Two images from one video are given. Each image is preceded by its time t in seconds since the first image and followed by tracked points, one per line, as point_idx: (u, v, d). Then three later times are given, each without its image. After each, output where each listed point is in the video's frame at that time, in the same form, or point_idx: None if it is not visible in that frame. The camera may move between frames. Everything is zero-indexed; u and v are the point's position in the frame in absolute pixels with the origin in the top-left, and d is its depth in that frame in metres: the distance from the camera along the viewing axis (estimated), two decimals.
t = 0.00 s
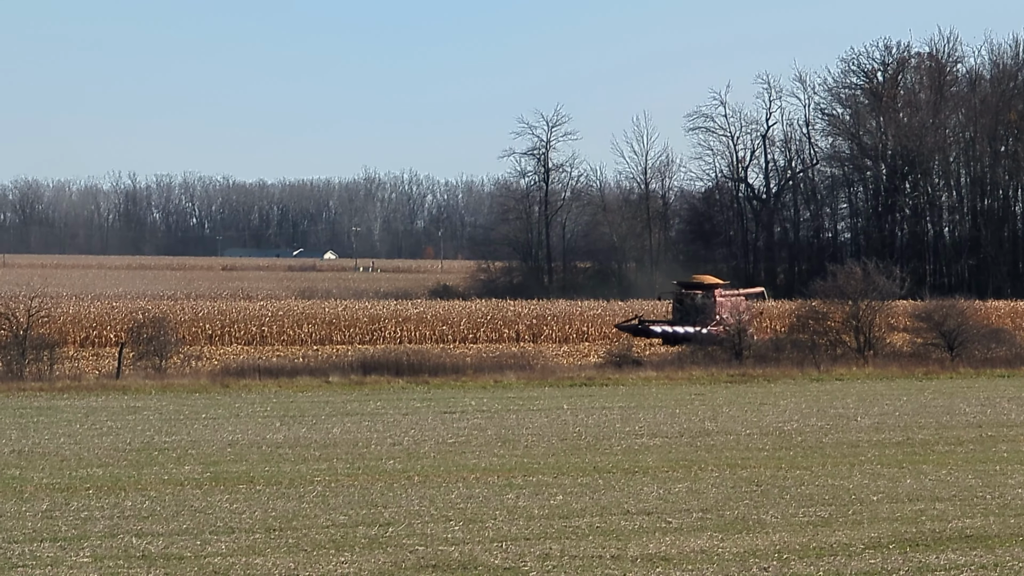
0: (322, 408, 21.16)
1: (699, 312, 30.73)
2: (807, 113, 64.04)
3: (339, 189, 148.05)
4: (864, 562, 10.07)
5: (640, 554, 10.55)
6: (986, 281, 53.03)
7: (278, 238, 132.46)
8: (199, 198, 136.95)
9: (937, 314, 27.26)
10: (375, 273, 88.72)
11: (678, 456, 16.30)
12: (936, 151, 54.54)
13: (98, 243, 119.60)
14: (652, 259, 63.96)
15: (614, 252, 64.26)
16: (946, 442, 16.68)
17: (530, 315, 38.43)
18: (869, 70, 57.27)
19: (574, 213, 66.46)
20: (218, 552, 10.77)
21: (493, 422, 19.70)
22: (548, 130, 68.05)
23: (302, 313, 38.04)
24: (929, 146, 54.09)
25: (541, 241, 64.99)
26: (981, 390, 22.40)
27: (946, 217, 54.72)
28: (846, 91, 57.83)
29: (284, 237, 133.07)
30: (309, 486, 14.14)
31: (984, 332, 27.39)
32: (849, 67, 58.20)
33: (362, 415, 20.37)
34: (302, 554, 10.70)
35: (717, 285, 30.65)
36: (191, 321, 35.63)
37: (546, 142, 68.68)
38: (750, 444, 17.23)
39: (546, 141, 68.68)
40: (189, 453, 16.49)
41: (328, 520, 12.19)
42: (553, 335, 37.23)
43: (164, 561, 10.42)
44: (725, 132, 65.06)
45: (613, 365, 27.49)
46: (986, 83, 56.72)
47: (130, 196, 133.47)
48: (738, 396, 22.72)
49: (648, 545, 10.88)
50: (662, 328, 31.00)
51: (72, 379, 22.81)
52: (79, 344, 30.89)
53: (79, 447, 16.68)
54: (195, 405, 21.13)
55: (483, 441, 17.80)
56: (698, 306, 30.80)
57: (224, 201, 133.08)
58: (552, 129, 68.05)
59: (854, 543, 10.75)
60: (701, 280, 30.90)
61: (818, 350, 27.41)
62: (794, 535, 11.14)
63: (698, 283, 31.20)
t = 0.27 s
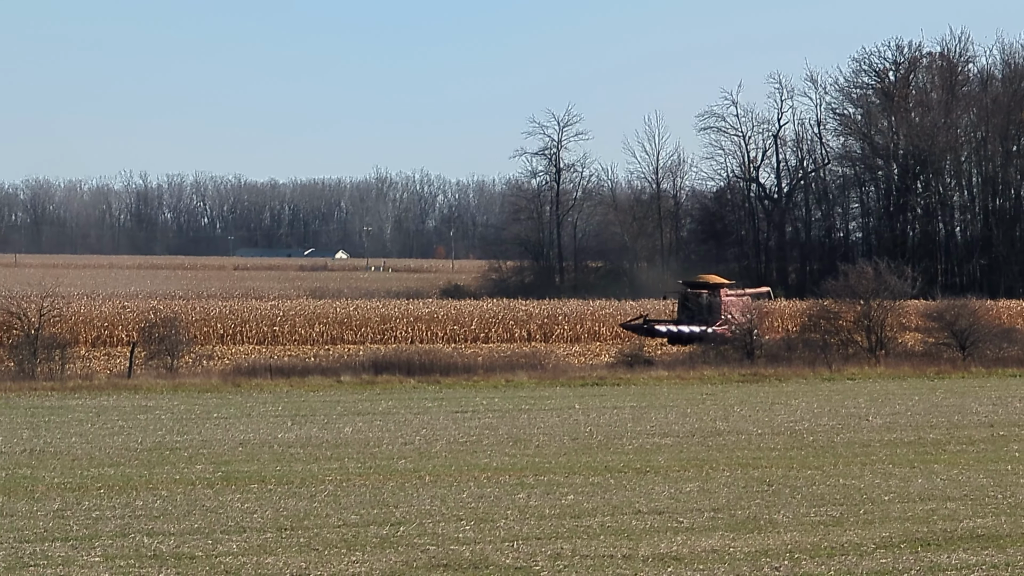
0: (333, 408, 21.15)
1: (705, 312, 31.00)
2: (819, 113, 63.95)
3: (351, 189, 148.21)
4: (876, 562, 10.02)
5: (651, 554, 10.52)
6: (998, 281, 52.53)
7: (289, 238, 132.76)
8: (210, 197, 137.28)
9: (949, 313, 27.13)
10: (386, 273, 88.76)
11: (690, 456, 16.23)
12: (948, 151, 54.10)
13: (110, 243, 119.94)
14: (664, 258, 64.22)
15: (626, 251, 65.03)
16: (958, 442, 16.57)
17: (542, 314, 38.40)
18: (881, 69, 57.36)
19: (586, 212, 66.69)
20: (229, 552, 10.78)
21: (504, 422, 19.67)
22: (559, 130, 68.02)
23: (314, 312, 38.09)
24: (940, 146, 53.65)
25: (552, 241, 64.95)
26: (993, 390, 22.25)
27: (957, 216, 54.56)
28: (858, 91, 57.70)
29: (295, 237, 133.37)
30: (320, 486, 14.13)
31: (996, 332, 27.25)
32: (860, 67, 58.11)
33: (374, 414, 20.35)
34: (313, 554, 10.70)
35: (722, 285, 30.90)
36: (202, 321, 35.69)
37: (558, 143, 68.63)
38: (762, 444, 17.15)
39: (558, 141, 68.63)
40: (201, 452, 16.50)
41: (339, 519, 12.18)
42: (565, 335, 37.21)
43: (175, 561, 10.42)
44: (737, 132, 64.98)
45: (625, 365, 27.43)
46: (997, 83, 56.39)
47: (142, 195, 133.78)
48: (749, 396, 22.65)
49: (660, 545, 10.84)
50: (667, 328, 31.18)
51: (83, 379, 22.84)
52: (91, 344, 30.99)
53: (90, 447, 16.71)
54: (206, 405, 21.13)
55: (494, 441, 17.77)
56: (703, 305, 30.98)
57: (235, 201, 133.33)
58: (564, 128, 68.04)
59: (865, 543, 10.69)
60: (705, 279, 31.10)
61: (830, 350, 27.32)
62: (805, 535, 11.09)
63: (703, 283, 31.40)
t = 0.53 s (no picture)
0: (347, 408, 21.18)
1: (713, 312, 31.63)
2: (833, 112, 63.76)
3: (365, 189, 148.42)
4: (890, 562, 9.96)
5: (665, 554, 10.49)
6: (1013, 281, 52.35)
7: (303, 238, 133.01)
8: (224, 197, 137.61)
9: (963, 313, 26.99)
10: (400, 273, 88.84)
11: (703, 456, 16.18)
12: (962, 151, 53.83)
13: (124, 244, 120.31)
14: (678, 258, 64.38)
15: (640, 252, 65.34)
16: (972, 441, 16.47)
17: (555, 314, 38.42)
18: (895, 69, 56.94)
19: (599, 213, 66.87)
20: (243, 552, 10.80)
21: (518, 422, 19.65)
22: (573, 130, 67.99)
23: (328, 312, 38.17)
24: (955, 146, 53.38)
25: (567, 240, 64.89)
26: (1008, 391, 22.11)
27: (971, 216, 54.16)
28: (872, 91, 57.52)
29: (309, 237, 133.69)
30: (334, 486, 14.15)
31: (1011, 331, 27.09)
32: (874, 66, 57.88)
33: (387, 415, 20.37)
34: (327, 554, 10.71)
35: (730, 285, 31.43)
36: (217, 321, 35.79)
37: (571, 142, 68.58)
38: (776, 444, 17.10)
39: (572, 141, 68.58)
40: (215, 452, 16.55)
41: (352, 519, 12.19)
42: (579, 335, 37.20)
43: (189, 561, 10.44)
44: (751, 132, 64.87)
45: (639, 365, 27.42)
46: (1012, 83, 56.39)
47: (156, 195, 134.13)
48: (763, 396, 22.59)
49: (673, 545, 10.81)
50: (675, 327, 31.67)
51: (98, 379, 22.95)
52: (105, 344, 31.11)
53: (104, 447, 16.77)
54: (220, 405, 21.19)
55: (507, 441, 17.76)
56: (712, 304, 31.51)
57: (249, 201, 133.64)
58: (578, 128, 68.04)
59: (879, 543, 10.63)
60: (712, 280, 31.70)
61: (844, 350, 27.21)
62: (819, 535, 11.03)
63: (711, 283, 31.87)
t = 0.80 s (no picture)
0: (361, 407, 21.18)
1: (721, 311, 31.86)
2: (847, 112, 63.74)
3: (379, 189, 148.61)
4: (905, 562, 9.89)
5: (680, 554, 10.45)
6: None
7: (317, 237, 133.34)
8: (238, 196, 137.91)
9: (977, 313, 26.85)
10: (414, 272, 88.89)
11: (718, 456, 16.11)
12: (976, 151, 53.41)
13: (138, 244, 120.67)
14: (692, 258, 64.28)
15: (654, 252, 65.43)
16: (987, 441, 16.35)
17: (570, 314, 38.41)
18: (909, 69, 56.91)
19: (613, 212, 66.96)
20: (258, 552, 10.81)
21: (533, 422, 19.61)
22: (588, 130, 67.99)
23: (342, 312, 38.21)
24: (968, 146, 53.02)
25: (581, 240, 64.78)
26: None
27: (986, 216, 53.53)
28: (886, 91, 57.51)
29: (323, 237, 133.96)
30: (348, 486, 14.15)
31: None
32: (889, 66, 57.78)
33: (402, 414, 20.36)
34: (341, 553, 10.71)
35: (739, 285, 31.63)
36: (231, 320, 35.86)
37: (586, 142, 68.57)
38: (791, 444, 17.01)
39: (586, 140, 68.57)
40: (229, 452, 16.57)
41: (367, 519, 12.19)
42: (593, 334, 37.18)
43: (203, 561, 10.44)
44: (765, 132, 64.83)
45: (653, 364, 27.36)
46: None
47: (170, 195, 134.49)
48: (777, 395, 22.50)
49: (688, 545, 10.76)
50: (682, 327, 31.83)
51: (112, 379, 23.02)
52: (120, 343, 31.21)
53: (119, 447, 16.80)
54: (234, 404, 21.22)
55: (521, 441, 17.70)
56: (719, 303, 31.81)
57: (263, 201, 133.95)
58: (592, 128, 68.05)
59: (893, 543, 10.56)
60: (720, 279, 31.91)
61: (858, 349, 27.09)
62: (834, 535, 10.97)
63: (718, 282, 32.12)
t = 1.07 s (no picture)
0: (378, 407, 21.20)
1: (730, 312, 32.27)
2: (864, 112, 63.22)
3: (396, 189, 148.86)
4: (922, 561, 9.84)
5: (696, 554, 10.42)
6: None
7: (334, 237, 133.77)
8: (255, 196, 138.30)
9: (994, 313, 26.68)
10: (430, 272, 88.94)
11: (735, 456, 16.05)
12: (995, 150, 52.65)
13: (156, 244, 121.13)
14: (709, 258, 63.90)
15: (671, 251, 64.87)
16: (1004, 441, 16.25)
17: (587, 314, 38.40)
18: (927, 69, 56.39)
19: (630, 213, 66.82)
20: (275, 551, 10.84)
21: (550, 422, 19.59)
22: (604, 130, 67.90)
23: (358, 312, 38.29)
24: (986, 146, 52.20)
25: (598, 241, 64.70)
26: None
27: (1004, 217, 53.13)
28: (903, 91, 57.02)
29: (340, 237, 134.29)
30: (365, 486, 14.17)
31: None
32: (906, 66, 57.32)
33: (419, 414, 20.38)
34: (358, 553, 10.73)
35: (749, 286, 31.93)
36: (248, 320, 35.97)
37: (603, 143, 68.48)
38: (808, 444, 16.94)
39: (603, 141, 68.47)
40: (246, 452, 16.62)
41: (384, 519, 12.21)
42: (610, 335, 37.16)
43: (221, 561, 10.48)
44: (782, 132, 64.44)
45: (670, 364, 27.32)
46: None
47: (187, 195, 134.94)
48: (794, 395, 22.42)
49: (704, 545, 10.73)
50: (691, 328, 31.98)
51: (130, 379, 23.12)
52: (137, 344, 31.36)
53: (136, 446, 16.88)
54: (251, 405, 21.28)
55: (538, 441, 17.69)
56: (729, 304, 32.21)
57: (280, 201, 134.33)
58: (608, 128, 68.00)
59: (910, 543, 10.50)
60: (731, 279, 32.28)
61: (875, 349, 26.95)
62: (851, 535, 10.91)
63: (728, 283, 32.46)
